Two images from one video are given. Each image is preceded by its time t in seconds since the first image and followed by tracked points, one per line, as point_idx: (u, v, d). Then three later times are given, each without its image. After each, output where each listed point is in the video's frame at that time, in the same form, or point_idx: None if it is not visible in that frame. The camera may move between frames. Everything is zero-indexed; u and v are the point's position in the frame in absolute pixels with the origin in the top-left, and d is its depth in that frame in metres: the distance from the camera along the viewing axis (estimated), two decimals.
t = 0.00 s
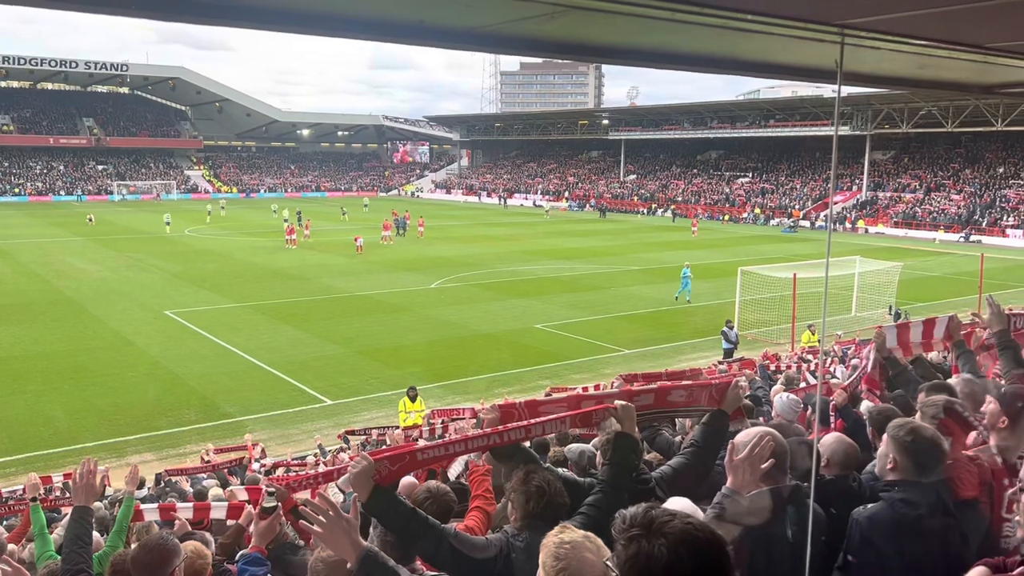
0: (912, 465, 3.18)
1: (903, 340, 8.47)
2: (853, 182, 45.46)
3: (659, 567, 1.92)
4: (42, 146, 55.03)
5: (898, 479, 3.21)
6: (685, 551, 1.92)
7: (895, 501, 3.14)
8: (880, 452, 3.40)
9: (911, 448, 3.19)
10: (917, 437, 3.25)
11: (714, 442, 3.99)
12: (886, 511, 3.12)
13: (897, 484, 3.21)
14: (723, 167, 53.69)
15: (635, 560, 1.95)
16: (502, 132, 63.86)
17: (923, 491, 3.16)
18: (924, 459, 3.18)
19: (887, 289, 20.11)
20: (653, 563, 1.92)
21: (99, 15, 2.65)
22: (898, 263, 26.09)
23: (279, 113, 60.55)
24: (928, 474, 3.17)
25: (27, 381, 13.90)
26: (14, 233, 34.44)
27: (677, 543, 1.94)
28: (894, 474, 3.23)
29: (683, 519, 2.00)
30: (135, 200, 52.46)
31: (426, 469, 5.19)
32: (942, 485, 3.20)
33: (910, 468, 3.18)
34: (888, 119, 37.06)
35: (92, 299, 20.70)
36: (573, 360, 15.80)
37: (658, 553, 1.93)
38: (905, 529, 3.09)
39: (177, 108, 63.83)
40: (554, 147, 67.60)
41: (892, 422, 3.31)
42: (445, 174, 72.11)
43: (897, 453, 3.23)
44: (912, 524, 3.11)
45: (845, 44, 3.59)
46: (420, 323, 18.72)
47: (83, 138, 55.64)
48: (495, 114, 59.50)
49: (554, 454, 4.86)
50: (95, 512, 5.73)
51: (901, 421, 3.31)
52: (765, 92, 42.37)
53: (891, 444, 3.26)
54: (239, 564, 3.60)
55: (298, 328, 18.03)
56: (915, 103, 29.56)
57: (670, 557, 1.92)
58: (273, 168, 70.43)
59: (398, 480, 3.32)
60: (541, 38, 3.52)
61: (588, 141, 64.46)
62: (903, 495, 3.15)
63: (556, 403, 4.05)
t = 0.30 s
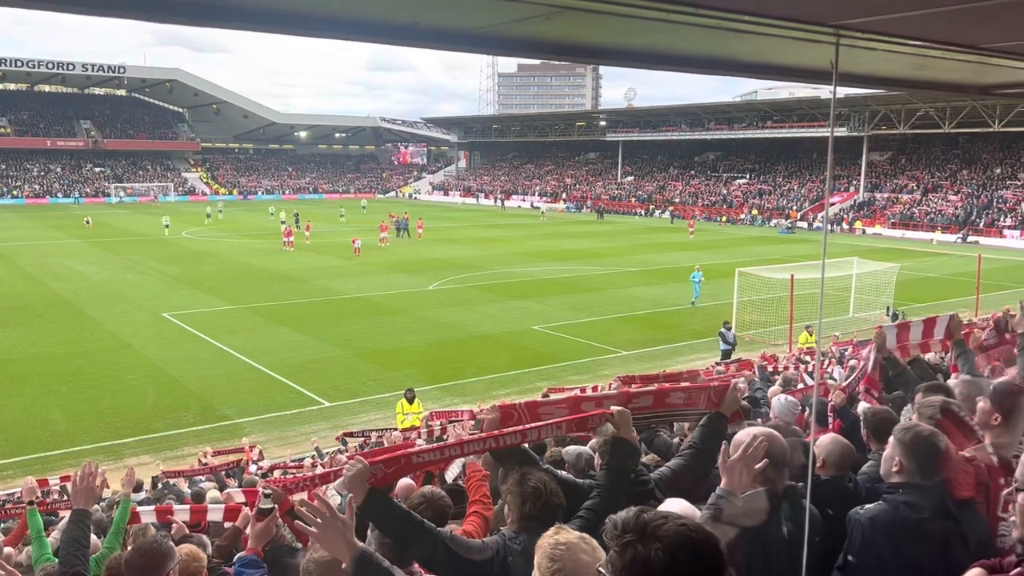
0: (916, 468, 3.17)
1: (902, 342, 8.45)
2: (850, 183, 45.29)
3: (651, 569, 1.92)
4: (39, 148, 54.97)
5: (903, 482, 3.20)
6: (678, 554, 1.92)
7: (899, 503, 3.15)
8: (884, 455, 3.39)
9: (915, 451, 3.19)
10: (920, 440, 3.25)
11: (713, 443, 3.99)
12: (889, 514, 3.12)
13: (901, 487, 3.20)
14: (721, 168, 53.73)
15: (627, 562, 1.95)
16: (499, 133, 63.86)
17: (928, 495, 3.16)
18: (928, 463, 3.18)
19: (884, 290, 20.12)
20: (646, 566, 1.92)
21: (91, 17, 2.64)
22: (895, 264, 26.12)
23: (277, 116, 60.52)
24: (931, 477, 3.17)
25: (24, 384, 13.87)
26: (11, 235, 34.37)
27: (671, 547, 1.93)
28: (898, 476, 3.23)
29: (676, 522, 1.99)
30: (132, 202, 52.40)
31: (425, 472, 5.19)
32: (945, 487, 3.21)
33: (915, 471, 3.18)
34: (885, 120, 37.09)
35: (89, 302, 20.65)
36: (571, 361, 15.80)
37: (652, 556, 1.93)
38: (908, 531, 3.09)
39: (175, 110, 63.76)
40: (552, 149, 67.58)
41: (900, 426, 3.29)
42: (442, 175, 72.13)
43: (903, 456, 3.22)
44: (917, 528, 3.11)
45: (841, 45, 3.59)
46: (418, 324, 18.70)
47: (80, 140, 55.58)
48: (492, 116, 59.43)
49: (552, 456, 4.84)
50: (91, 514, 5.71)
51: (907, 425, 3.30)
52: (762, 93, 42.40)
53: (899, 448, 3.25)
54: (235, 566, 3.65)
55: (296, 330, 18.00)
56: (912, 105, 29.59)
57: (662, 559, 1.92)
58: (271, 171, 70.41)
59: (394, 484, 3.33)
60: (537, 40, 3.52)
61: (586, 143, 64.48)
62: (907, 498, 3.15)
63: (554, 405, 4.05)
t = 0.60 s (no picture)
0: (921, 471, 3.16)
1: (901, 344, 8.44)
2: (849, 183, 46.22)
3: (650, 569, 1.92)
4: (38, 150, 54.97)
5: (908, 485, 3.19)
6: (674, 556, 1.92)
7: (904, 508, 3.14)
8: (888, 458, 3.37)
9: (919, 453, 3.18)
10: (923, 443, 3.24)
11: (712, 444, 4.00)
12: (894, 518, 3.12)
13: (906, 490, 3.19)
14: (720, 169, 53.75)
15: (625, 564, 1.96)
16: (498, 135, 63.87)
17: (932, 498, 3.16)
18: (932, 467, 3.17)
19: (883, 291, 20.12)
20: (643, 566, 1.93)
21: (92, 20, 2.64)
22: (894, 265, 26.12)
23: (275, 117, 60.48)
24: (935, 480, 3.17)
25: (23, 386, 13.87)
26: (10, 237, 34.35)
27: (669, 548, 1.94)
28: (903, 480, 3.22)
29: (673, 525, 1.99)
30: (131, 204, 52.36)
31: (425, 475, 5.19)
32: (948, 489, 3.21)
33: (919, 475, 3.17)
34: (884, 121, 37.09)
35: (89, 304, 20.64)
36: (571, 362, 15.79)
37: (650, 557, 1.93)
38: (914, 536, 3.09)
39: (174, 112, 63.72)
40: (551, 150, 67.54)
41: (903, 430, 3.28)
42: (441, 177, 72.17)
43: (906, 459, 3.21)
44: (922, 532, 3.12)
45: (839, 47, 3.61)
46: (417, 326, 18.70)
47: (79, 142, 55.56)
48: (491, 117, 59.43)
49: (550, 457, 4.82)
50: (90, 517, 5.71)
51: (909, 428, 3.29)
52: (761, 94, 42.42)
53: (902, 450, 3.24)
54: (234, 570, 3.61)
55: (295, 332, 18.00)
56: (911, 106, 29.63)
57: (657, 560, 1.93)
58: (270, 172, 70.42)
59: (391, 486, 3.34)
60: (533, 42, 3.52)
61: (584, 144, 64.48)
62: (912, 502, 3.15)
63: (555, 407, 4.05)
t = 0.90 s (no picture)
0: (918, 473, 3.17)
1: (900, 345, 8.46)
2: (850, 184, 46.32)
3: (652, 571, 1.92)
4: (38, 151, 55.04)
5: (907, 487, 3.20)
6: (675, 559, 1.92)
7: (904, 510, 3.14)
8: (887, 461, 3.38)
9: (916, 456, 3.19)
10: (920, 444, 3.25)
11: (709, 444, 4.02)
12: (892, 520, 3.13)
13: (904, 493, 3.20)
14: (720, 170, 53.77)
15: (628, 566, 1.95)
16: (498, 136, 63.93)
17: (930, 500, 3.16)
18: (929, 468, 3.18)
19: (883, 291, 20.13)
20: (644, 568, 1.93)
21: (88, 20, 2.63)
22: (894, 265, 26.14)
23: (275, 119, 60.54)
24: (933, 481, 3.17)
25: (23, 387, 13.86)
26: (9, 239, 34.37)
27: (672, 551, 1.93)
28: (901, 482, 3.23)
29: (675, 528, 1.99)
30: (131, 205, 52.42)
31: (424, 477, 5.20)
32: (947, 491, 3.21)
33: (917, 477, 3.17)
34: (885, 122, 37.06)
35: (89, 305, 20.65)
36: (572, 363, 15.80)
37: (652, 559, 1.93)
38: (913, 539, 3.09)
39: (174, 114, 63.77)
40: (551, 151, 67.56)
41: (898, 431, 3.30)
42: (441, 178, 72.30)
43: (904, 462, 3.22)
44: (920, 534, 3.11)
45: (838, 48, 3.60)
46: (418, 327, 18.71)
47: (79, 143, 55.59)
48: (491, 118, 59.35)
49: (551, 459, 4.81)
50: (90, 518, 5.72)
51: (905, 430, 3.30)
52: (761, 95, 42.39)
53: (899, 453, 3.24)
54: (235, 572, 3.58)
55: (296, 333, 18.00)
56: (911, 106, 29.64)
57: (659, 562, 1.93)
58: (270, 174, 70.42)
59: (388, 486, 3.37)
60: (531, 43, 3.52)
61: (584, 145, 64.50)
62: (911, 505, 3.15)
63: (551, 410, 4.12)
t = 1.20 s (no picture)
0: (907, 471, 3.16)
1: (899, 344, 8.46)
2: (850, 185, 46.53)
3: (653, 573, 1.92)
4: (39, 153, 55.10)
5: (895, 486, 3.19)
6: (674, 560, 1.92)
7: (895, 508, 3.12)
8: (876, 461, 3.37)
9: (903, 455, 3.18)
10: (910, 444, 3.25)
11: (709, 445, 4.02)
12: (884, 519, 3.11)
13: (894, 492, 3.19)
14: (720, 171, 53.74)
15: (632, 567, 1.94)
16: (498, 136, 63.93)
17: (920, 498, 3.15)
18: (917, 467, 3.17)
19: (884, 292, 20.11)
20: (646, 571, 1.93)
21: (83, 20, 2.62)
22: (894, 266, 26.12)
23: (276, 120, 60.57)
24: (924, 479, 3.17)
25: (23, 389, 13.86)
26: (9, 240, 34.41)
27: (673, 555, 1.93)
28: (890, 482, 3.22)
29: (675, 529, 1.98)
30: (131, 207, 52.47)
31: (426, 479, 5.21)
32: (937, 488, 3.21)
33: (905, 475, 3.17)
34: (884, 122, 37.03)
35: (89, 306, 20.67)
36: (572, 365, 15.79)
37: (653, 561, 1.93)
38: (905, 537, 3.07)
39: (174, 115, 63.86)
40: (551, 152, 67.51)
41: (884, 431, 3.28)
42: (441, 179, 72.36)
43: (892, 462, 3.21)
44: (911, 532, 3.09)
45: (838, 48, 3.60)
46: (418, 328, 18.71)
47: (79, 145, 55.63)
48: (491, 118, 59.29)
49: (552, 460, 4.82)
50: (91, 520, 5.73)
51: (892, 429, 3.29)
52: (761, 95, 42.37)
53: (885, 452, 3.24)
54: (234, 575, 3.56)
55: (296, 334, 18.00)
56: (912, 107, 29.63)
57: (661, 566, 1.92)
58: (270, 175, 70.40)
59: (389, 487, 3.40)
60: (530, 43, 3.51)
61: (585, 146, 64.45)
62: (902, 503, 3.13)
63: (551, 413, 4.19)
